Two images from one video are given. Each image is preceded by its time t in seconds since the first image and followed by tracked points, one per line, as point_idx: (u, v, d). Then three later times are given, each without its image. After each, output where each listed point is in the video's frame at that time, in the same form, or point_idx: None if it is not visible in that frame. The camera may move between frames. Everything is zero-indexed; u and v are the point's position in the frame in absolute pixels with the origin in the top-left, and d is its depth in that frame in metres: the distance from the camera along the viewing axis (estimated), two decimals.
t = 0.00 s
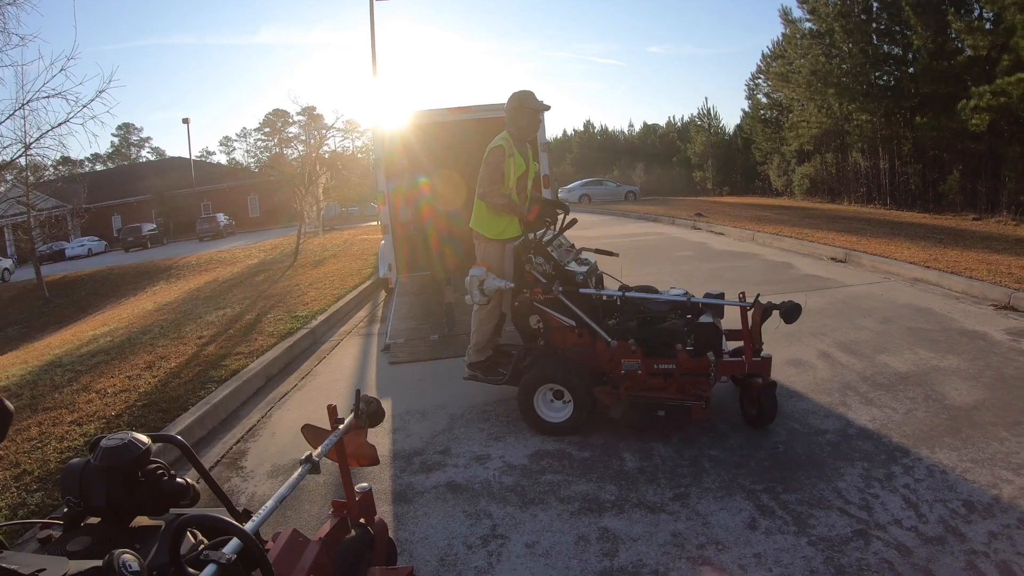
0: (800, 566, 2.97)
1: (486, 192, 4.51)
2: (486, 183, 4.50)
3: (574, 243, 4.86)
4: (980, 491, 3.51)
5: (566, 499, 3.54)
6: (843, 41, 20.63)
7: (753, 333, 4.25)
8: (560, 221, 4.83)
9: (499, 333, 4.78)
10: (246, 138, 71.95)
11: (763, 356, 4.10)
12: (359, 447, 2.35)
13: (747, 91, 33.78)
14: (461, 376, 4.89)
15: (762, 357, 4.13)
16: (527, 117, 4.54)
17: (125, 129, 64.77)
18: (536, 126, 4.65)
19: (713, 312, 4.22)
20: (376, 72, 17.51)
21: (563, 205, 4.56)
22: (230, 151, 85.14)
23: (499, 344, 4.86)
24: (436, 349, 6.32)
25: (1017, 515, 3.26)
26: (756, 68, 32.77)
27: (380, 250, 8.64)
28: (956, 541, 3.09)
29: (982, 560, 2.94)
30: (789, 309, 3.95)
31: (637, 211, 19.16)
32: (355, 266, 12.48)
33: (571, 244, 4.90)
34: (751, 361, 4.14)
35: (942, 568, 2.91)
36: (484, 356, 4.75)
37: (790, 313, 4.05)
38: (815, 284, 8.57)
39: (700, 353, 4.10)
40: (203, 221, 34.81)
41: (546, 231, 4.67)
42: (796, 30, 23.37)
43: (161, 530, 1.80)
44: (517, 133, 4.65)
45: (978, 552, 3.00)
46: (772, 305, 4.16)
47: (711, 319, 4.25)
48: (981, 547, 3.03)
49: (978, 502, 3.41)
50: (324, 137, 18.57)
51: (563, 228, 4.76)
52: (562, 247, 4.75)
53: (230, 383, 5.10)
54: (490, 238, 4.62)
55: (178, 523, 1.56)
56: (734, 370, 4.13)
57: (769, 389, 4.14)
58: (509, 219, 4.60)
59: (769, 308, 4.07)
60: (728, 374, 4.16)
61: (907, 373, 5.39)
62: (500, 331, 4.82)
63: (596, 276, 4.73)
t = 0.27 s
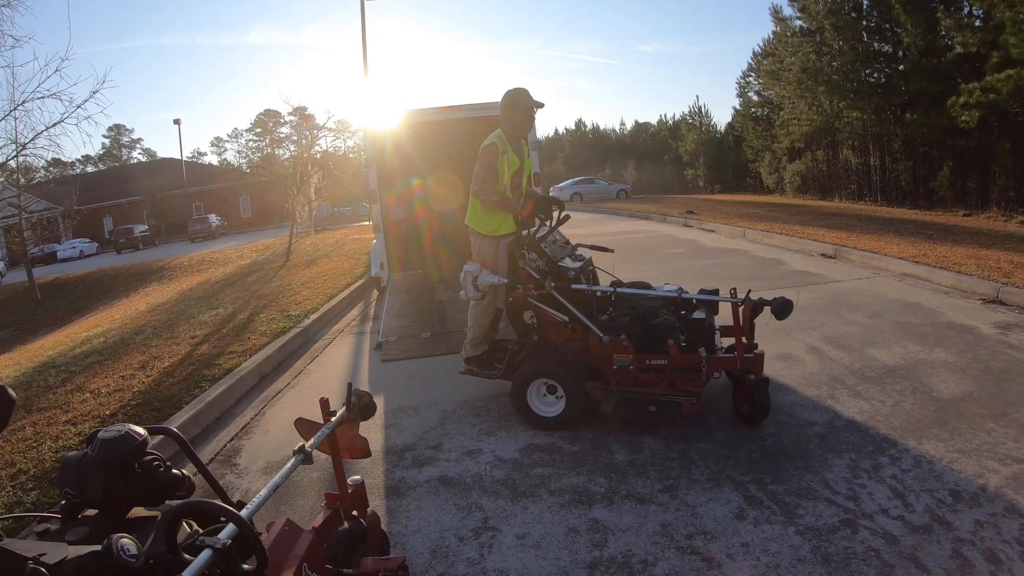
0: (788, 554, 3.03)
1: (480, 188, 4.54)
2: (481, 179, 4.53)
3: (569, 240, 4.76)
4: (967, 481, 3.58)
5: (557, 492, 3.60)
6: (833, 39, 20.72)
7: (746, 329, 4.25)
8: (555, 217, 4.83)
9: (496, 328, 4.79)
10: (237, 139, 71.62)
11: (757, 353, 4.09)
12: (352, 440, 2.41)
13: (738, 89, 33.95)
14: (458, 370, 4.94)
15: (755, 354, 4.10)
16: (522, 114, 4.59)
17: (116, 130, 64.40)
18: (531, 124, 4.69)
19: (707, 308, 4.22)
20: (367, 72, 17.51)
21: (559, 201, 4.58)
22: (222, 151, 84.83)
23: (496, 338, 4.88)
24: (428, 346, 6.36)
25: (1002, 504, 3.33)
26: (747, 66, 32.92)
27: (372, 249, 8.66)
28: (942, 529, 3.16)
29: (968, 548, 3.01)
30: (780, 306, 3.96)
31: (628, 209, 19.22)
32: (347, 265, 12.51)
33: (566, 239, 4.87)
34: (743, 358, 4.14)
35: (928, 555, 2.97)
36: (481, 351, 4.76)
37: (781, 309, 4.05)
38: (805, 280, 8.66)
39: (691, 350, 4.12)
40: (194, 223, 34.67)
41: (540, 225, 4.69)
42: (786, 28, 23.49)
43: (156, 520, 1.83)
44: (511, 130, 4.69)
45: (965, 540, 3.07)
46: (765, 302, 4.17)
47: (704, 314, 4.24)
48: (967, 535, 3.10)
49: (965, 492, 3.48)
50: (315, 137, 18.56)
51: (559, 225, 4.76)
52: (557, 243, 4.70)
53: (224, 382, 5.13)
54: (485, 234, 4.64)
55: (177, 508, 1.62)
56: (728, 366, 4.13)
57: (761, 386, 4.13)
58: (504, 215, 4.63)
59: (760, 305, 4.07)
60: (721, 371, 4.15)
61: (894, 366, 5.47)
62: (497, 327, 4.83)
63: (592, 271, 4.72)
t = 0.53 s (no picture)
0: (771, 541, 3.11)
1: (474, 185, 4.61)
2: (475, 177, 4.59)
3: (564, 235, 4.86)
4: (950, 469, 3.67)
5: (545, 483, 3.67)
6: (822, 35, 21.03)
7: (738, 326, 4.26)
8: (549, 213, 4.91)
9: (493, 322, 4.87)
10: (226, 138, 71.24)
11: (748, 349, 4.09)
12: (341, 432, 2.47)
13: (726, 86, 34.13)
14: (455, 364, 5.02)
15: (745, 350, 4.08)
16: (513, 111, 4.64)
17: (103, 130, 63.88)
18: (523, 120, 4.74)
19: (699, 305, 4.22)
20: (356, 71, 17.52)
21: (553, 196, 4.64)
22: (211, 152, 84.45)
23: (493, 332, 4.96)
24: (418, 344, 6.41)
25: (984, 491, 3.42)
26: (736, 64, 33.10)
27: (362, 248, 8.71)
28: (925, 516, 3.25)
29: (950, 534, 3.09)
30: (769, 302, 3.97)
31: (617, 206, 19.31)
32: (337, 265, 12.55)
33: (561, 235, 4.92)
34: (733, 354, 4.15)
35: (910, 541, 3.06)
36: (478, 345, 4.86)
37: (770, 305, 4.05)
38: (792, 275, 8.77)
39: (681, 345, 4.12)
40: (183, 223, 34.51)
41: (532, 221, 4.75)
42: (774, 26, 23.66)
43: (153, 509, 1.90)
44: (504, 127, 4.75)
45: (947, 526, 3.15)
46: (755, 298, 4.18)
47: (696, 310, 4.25)
48: (949, 521, 3.19)
49: (948, 480, 3.57)
50: (304, 136, 18.53)
51: (552, 221, 4.85)
52: (551, 239, 4.76)
53: (215, 381, 5.16)
54: (480, 230, 4.72)
55: (171, 494, 1.67)
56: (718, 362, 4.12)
57: (753, 382, 4.14)
58: (499, 211, 4.70)
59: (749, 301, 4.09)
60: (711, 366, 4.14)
61: (879, 358, 5.58)
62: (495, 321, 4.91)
63: (586, 267, 4.78)
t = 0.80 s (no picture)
0: (758, 532, 3.17)
1: (470, 184, 4.63)
2: (470, 175, 4.61)
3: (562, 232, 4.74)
4: (937, 460, 3.74)
5: (534, 477, 3.72)
6: (812, 32, 21.15)
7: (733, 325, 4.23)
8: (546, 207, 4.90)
9: (491, 318, 4.89)
10: (217, 138, 70.97)
11: (746, 349, 4.03)
12: (332, 428, 2.51)
13: (717, 84, 34.29)
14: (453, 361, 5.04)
15: (741, 350, 4.01)
16: (507, 109, 4.66)
17: (92, 132, 63.62)
18: (517, 118, 4.76)
19: (695, 303, 4.22)
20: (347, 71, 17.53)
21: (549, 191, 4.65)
22: (201, 152, 84.05)
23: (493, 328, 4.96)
24: (408, 342, 6.46)
25: (971, 482, 3.49)
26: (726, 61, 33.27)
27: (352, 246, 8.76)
28: (912, 506, 3.31)
29: (937, 524, 3.16)
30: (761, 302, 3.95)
31: (608, 204, 19.38)
32: (329, 264, 12.58)
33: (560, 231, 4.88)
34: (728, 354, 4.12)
35: (896, 531, 3.12)
36: (476, 341, 4.89)
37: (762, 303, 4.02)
38: (781, 271, 8.86)
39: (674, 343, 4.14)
40: (174, 224, 34.38)
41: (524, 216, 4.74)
42: (764, 23, 23.80)
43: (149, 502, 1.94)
44: (499, 125, 4.77)
45: (933, 516, 3.22)
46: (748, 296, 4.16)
47: (692, 308, 4.24)
48: (936, 512, 3.25)
49: (934, 471, 3.64)
50: (295, 136, 18.52)
51: (548, 218, 4.82)
52: (547, 236, 4.66)
53: (207, 381, 5.19)
54: (477, 227, 4.73)
55: (163, 490, 1.71)
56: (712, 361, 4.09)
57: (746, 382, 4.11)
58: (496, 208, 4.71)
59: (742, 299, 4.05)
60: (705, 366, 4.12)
61: (867, 352, 5.66)
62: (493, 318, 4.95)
63: (583, 263, 4.69)
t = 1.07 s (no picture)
0: (743, 523, 3.23)
1: (467, 182, 4.68)
2: (467, 174, 4.66)
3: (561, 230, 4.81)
4: (920, 452, 3.82)
5: (523, 472, 3.78)
6: (799, 31, 21.32)
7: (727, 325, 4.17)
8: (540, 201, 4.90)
9: (491, 314, 4.96)
10: (205, 139, 70.60)
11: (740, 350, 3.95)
12: (322, 423, 2.56)
13: (705, 83, 34.49)
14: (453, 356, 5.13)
15: (734, 350, 3.94)
16: (502, 108, 4.68)
17: (80, 134, 63.08)
18: (513, 116, 4.78)
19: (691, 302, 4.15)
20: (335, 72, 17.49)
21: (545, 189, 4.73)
22: (189, 154, 83.67)
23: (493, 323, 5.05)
24: (398, 341, 6.50)
25: (953, 472, 3.57)
26: (714, 61, 33.46)
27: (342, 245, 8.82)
28: (895, 497, 3.38)
29: (919, 514, 3.23)
30: (753, 302, 3.90)
31: (596, 203, 19.46)
32: (318, 265, 12.60)
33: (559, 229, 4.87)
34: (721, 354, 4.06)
35: (878, 521, 3.19)
36: (476, 337, 4.97)
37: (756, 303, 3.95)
38: (767, 268, 8.98)
39: (668, 342, 4.09)
40: (162, 226, 34.17)
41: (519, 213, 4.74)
42: (751, 22, 23.99)
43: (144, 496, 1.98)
44: (495, 124, 4.80)
45: (916, 506, 3.29)
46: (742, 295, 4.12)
47: (688, 308, 4.17)
48: (918, 502, 3.33)
49: (917, 462, 3.72)
50: (283, 138, 18.49)
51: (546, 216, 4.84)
52: (545, 234, 4.70)
53: (198, 381, 5.21)
54: (474, 226, 4.81)
55: (156, 482, 1.76)
56: (704, 361, 4.04)
57: (740, 382, 4.08)
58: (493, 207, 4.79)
59: (735, 298, 3.99)
60: (698, 365, 4.08)
61: (852, 347, 5.76)
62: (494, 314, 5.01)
63: (581, 261, 4.72)
